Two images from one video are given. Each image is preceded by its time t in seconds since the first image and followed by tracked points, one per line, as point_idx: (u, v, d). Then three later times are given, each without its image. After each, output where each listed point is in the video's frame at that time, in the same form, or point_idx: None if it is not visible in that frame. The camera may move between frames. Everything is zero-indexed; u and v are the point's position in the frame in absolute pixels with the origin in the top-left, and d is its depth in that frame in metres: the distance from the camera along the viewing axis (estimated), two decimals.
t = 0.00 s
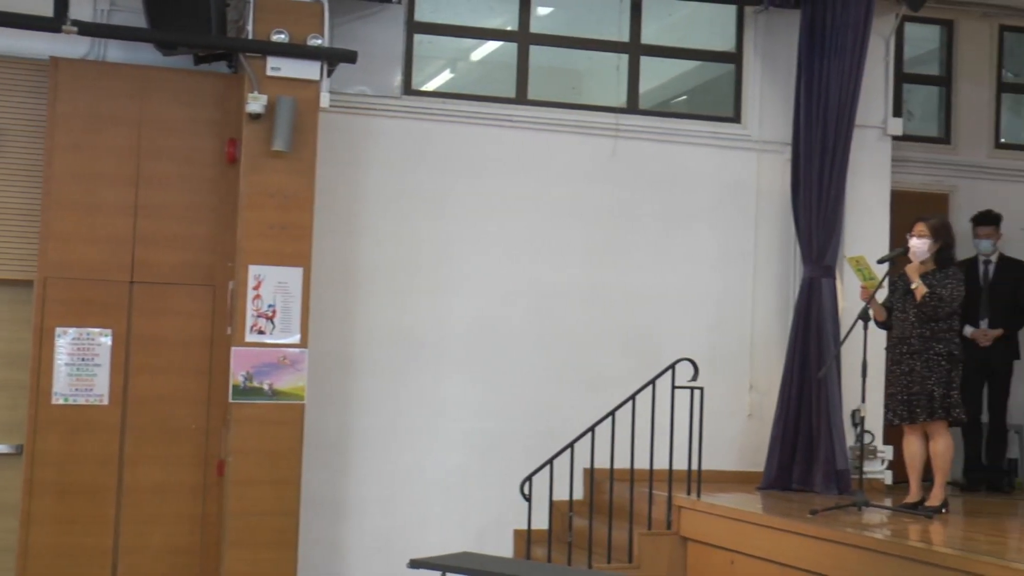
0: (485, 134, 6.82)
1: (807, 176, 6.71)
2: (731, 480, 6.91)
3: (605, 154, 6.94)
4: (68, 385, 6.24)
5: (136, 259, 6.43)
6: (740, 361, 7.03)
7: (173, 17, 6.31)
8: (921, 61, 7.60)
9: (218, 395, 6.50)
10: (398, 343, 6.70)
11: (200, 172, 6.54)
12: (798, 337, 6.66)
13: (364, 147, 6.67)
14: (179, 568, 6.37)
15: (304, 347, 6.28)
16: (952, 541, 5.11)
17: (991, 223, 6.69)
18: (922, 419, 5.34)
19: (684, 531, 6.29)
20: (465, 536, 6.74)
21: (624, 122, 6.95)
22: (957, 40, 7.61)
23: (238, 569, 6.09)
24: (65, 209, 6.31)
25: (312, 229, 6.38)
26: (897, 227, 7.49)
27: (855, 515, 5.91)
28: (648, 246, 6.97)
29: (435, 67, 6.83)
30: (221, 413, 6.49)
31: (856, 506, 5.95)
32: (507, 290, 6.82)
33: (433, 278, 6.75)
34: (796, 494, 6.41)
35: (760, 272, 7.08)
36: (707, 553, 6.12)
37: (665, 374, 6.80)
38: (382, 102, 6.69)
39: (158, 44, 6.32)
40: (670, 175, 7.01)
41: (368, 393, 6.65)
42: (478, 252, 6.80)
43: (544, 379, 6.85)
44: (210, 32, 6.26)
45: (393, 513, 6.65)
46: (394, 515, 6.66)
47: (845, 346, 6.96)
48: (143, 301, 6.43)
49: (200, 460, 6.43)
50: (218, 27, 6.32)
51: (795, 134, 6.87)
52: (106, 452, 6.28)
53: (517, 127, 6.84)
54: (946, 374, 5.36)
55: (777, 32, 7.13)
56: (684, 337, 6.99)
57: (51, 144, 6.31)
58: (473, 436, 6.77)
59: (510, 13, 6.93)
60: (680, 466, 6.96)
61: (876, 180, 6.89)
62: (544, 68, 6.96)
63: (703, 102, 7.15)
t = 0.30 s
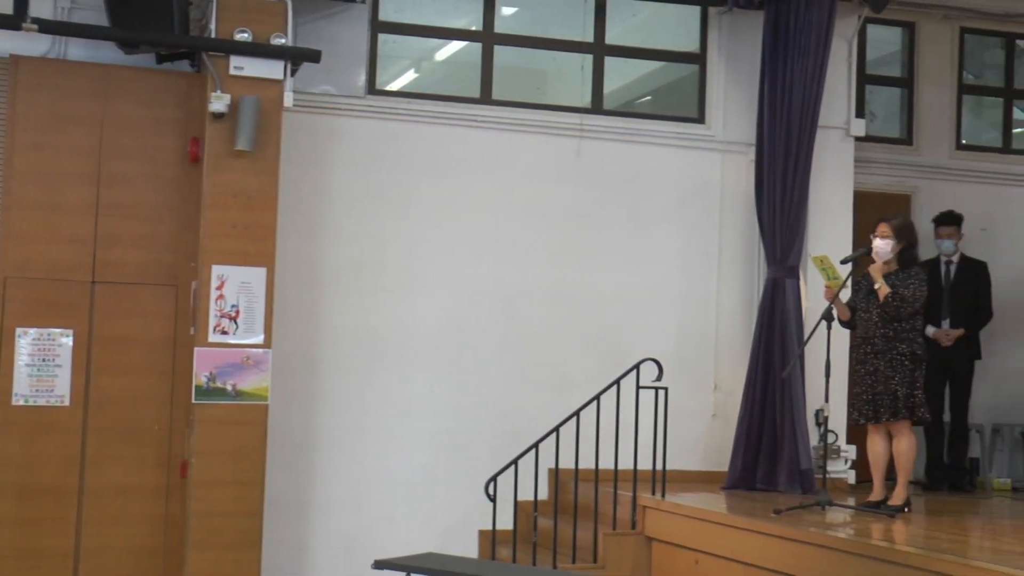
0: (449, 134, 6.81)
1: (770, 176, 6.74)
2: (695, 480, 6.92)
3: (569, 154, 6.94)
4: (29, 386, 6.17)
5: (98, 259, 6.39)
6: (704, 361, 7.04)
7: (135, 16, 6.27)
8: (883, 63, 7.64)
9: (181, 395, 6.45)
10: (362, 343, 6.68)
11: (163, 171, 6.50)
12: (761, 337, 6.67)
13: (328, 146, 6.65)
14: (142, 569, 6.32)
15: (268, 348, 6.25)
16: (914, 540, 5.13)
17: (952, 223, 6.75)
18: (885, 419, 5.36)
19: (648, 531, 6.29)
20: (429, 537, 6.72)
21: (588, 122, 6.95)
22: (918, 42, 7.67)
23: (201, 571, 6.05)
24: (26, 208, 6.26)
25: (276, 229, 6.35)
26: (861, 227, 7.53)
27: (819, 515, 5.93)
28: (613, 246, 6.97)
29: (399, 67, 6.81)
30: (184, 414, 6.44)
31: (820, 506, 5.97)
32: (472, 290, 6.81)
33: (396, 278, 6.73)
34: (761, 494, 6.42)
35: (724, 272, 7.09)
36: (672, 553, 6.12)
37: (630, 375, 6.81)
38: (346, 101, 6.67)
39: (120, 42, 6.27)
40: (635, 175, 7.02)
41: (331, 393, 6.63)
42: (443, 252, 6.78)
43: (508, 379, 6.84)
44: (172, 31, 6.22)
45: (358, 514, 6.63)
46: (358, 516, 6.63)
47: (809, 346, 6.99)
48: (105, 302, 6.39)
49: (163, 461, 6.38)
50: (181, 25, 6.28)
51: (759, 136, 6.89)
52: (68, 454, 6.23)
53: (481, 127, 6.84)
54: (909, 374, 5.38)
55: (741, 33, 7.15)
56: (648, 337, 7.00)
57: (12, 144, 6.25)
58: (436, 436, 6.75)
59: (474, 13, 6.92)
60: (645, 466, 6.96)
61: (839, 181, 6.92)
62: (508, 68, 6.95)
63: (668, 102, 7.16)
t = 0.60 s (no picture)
0: (425, 133, 6.73)
1: (749, 175, 6.69)
2: (674, 482, 6.87)
3: (547, 153, 6.87)
4: None
5: (68, 259, 6.27)
6: (682, 362, 6.98)
7: (105, 11, 6.15)
8: (863, 62, 7.60)
9: (153, 397, 6.34)
10: (336, 344, 6.59)
11: (134, 170, 6.38)
12: (740, 338, 6.62)
13: (303, 145, 6.57)
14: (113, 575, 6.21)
15: (241, 349, 6.15)
16: (894, 542, 5.09)
17: (931, 222, 6.71)
18: (864, 419, 5.32)
19: (626, 533, 6.23)
20: (405, 540, 6.64)
21: (566, 121, 6.88)
22: (898, 41, 7.63)
23: None
24: None
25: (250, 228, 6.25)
26: (840, 227, 7.49)
27: (798, 516, 5.88)
28: (590, 246, 6.91)
29: (375, 64, 6.73)
30: (156, 416, 6.33)
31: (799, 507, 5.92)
32: (448, 291, 6.73)
33: (372, 279, 6.64)
34: (740, 496, 6.37)
35: (702, 272, 7.04)
36: (650, 555, 6.06)
37: (608, 376, 6.75)
38: (321, 99, 6.58)
39: (89, 38, 6.15)
40: (613, 174, 6.96)
41: (306, 396, 6.54)
42: (418, 252, 6.70)
43: (485, 381, 6.76)
44: (143, 26, 6.10)
45: (333, 516, 6.54)
46: (333, 519, 6.54)
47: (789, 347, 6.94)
48: (75, 302, 6.27)
49: (134, 464, 6.27)
50: (152, 21, 6.17)
51: (737, 135, 6.84)
52: (36, 457, 6.11)
53: (458, 126, 6.76)
54: (888, 374, 5.35)
55: (720, 31, 7.09)
56: (626, 338, 6.94)
57: None
58: (413, 438, 6.67)
59: (451, 10, 6.83)
60: (623, 468, 6.90)
61: (818, 180, 6.87)
62: (485, 66, 6.88)
63: (646, 101, 7.10)
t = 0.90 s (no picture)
0: (396, 131, 6.64)
1: (723, 175, 6.63)
2: (647, 484, 6.80)
3: (519, 151, 6.79)
4: None
5: (31, 258, 6.15)
6: (656, 363, 6.91)
7: (69, 6, 6.04)
8: (837, 60, 7.55)
9: (118, 399, 6.22)
10: (305, 344, 6.49)
11: (99, 167, 6.26)
12: (714, 338, 6.55)
13: (271, 143, 6.47)
14: None
15: (209, 350, 6.04)
16: (868, 544, 5.03)
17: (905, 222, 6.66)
18: (837, 420, 5.28)
19: (599, 536, 6.15)
20: (375, 543, 6.55)
21: (539, 119, 6.81)
22: (873, 39, 7.59)
23: None
24: None
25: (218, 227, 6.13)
26: (814, 227, 7.44)
27: (772, 518, 5.82)
28: (562, 245, 6.83)
29: (345, 61, 6.65)
30: (121, 418, 6.21)
31: (773, 509, 5.86)
32: (419, 291, 6.64)
33: (341, 278, 6.55)
34: (713, 498, 6.31)
35: (676, 271, 6.97)
36: (623, 558, 5.99)
37: (581, 377, 6.68)
38: (290, 96, 6.49)
39: (53, 33, 6.03)
40: (586, 173, 6.88)
41: (274, 397, 6.44)
42: (389, 252, 6.61)
43: (456, 382, 6.68)
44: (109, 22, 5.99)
45: (303, 520, 6.45)
46: (301, 523, 6.45)
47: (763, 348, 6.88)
48: (38, 302, 6.15)
49: (98, 467, 6.15)
50: (118, 16, 6.05)
51: (711, 134, 6.77)
52: None
53: (429, 123, 6.67)
54: (862, 374, 5.30)
55: (694, 29, 7.03)
56: (599, 338, 6.87)
57: None
58: (383, 440, 6.58)
59: (421, 6, 6.75)
60: (596, 470, 6.82)
61: (793, 179, 6.82)
62: (457, 63, 6.80)
63: (619, 99, 7.03)
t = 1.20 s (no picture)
0: (366, 129, 6.56)
1: (697, 174, 6.56)
2: (620, 487, 6.74)
3: (490, 150, 6.72)
4: None
5: None
6: (628, 364, 6.85)
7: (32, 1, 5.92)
8: (811, 59, 7.51)
9: (81, 401, 6.11)
10: (274, 345, 6.40)
11: (63, 165, 6.15)
12: (687, 338, 6.49)
13: (239, 141, 6.38)
14: None
15: (175, 351, 5.94)
16: (842, 545, 4.98)
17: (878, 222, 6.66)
18: (810, 421, 5.23)
19: (571, 539, 6.08)
20: (345, 547, 6.46)
21: (510, 117, 6.74)
22: (847, 37, 7.55)
23: None
24: None
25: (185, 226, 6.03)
26: (788, 227, 7.39)
27: (745, 520, 5.76)
28: (534, 245, 6.76)
29: (314, 58, 6.56)
30: (86, 421, 6.09)
31: (747, 511, 5.81)
32: (389, 291, 6.56)
33: (310, 278, 6.47)
34: (687, 500, 6.24)
35: (649, 272, 6.91)
36: (595, 561, 5.92)
37: (553, 378, 6.61)
38: (258, 93, 6.40)
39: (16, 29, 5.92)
40: (558, 172, 6.82)
41: (242, 398, 6.35)
42: (359, 251, 6.53)
43: (426, 383, 6.60)
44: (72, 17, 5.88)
45: (271, 523, 6.36)
46: (270, 526, 6.36)
47: (736, 349, 6.83)
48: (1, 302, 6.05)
49: (63, 470, 6.04)
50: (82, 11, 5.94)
51: (685, 133, 6.71)
52: None
53: (399, 121, 6.59)
54: (834, 375, 5.24)
55: (667, 26, 6.97)
56: (571, 339, 6.80)
57: None
58: (352, 442, 6.49)
59: (392, 3, 6.67)
60: (569, 472, 6.76)
61: (766, 179, 6.77)
62: (427, 61, 6.72)
63: (592, 97, 6.97)
